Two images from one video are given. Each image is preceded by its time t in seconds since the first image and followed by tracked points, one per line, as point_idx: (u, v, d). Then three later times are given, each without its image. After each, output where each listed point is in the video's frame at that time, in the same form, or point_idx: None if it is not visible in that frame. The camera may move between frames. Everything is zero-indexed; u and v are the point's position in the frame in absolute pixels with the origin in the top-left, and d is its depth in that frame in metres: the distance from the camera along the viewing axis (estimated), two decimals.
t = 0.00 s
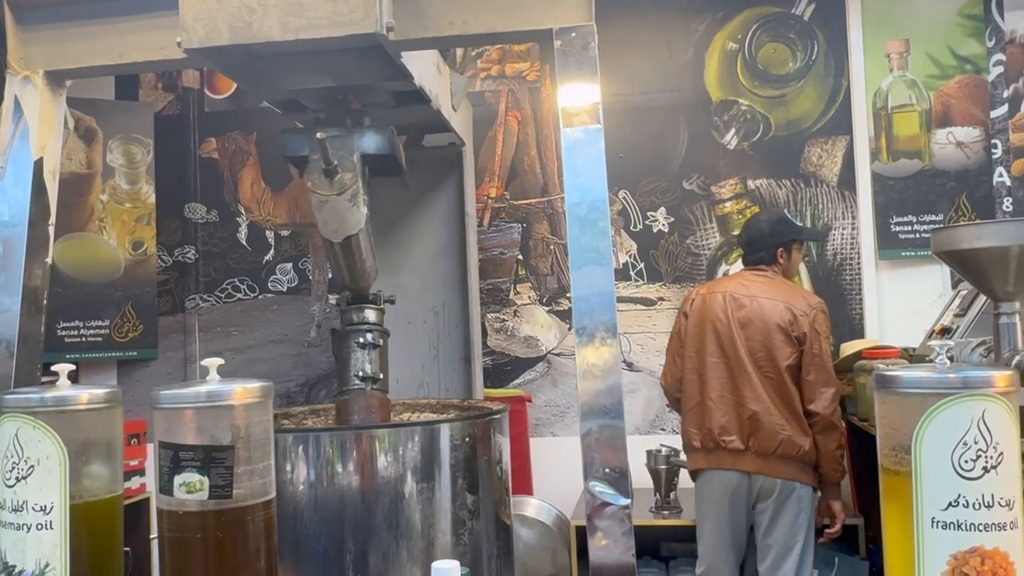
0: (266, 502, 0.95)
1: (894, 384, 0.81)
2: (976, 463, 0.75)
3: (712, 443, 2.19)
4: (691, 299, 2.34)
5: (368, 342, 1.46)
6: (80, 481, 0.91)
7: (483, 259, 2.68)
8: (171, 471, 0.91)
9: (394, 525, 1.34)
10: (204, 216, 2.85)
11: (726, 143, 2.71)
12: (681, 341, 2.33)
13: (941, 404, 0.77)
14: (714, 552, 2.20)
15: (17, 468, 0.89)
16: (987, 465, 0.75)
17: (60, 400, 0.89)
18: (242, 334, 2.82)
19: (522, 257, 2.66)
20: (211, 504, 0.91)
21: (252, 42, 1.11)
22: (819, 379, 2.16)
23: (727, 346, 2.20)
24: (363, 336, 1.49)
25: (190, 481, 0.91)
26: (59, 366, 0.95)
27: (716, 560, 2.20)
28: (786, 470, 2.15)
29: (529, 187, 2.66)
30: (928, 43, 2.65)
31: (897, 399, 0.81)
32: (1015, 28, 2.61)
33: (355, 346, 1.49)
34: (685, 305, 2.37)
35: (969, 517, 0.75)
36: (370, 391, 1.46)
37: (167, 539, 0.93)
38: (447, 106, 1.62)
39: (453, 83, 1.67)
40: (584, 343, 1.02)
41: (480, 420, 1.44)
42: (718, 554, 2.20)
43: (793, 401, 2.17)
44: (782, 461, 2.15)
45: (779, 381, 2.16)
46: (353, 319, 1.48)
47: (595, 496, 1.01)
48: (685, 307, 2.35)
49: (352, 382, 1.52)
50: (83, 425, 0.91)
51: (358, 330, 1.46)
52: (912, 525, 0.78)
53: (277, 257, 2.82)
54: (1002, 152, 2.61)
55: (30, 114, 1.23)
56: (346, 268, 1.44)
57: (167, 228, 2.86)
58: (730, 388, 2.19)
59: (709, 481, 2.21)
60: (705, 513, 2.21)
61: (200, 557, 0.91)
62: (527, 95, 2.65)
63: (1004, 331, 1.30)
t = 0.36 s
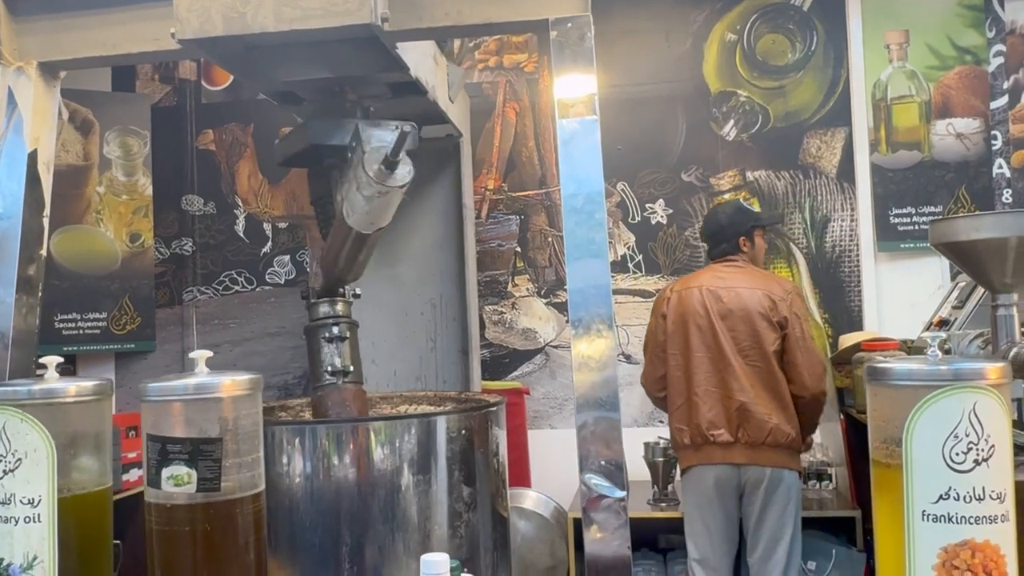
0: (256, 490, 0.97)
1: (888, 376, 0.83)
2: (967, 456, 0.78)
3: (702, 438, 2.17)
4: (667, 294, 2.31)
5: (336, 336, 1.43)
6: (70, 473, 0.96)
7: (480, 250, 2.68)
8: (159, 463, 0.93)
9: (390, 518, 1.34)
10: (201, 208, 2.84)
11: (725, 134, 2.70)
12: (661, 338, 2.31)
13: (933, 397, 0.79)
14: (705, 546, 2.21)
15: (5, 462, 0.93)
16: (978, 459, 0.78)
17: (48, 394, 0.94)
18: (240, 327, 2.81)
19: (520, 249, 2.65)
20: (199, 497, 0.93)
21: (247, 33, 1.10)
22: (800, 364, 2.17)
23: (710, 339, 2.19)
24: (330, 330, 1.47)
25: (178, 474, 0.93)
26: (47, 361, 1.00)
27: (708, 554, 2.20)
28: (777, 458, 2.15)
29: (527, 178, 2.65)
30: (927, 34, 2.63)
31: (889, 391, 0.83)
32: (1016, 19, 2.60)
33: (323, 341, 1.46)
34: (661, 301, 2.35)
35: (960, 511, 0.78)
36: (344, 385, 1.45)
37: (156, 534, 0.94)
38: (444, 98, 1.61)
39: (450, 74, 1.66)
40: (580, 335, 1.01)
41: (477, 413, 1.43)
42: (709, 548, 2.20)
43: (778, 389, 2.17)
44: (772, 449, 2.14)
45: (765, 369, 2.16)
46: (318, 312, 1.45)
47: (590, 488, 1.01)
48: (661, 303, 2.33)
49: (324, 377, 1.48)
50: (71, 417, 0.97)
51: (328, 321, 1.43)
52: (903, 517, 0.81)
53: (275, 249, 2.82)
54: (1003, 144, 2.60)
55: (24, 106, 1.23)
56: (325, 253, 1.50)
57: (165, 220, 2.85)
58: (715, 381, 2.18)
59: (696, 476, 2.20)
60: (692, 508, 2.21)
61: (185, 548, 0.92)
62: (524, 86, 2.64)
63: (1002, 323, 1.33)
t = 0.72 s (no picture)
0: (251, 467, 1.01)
1: (862, 356, 0.84)
2: (938, 431, 0.79)
3: (688, 423, 2.23)
4: (645, 283, 2.35)
5: (306, 325, 1.54)
6: (72, 451, 0.95)
7: (473, 240, 2.73)
8: (156, 444, 0.97)
9: (385, 495, 1.40)
10: (203, 199, 2.88)
11: (708, 128, 2.76)
12: (640, 327, 2.34)
13: (905, 376, 0.80)
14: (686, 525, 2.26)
15: (6, 439, 0.92)
16: (950, 436, 0.79)
17: (49, 374, 0.93)
18: (241, 313, 2.87)
19: (512, 238, 2.71)
20: (195, 472, 0.97)
21: (246, 26, 1.15)
22: (772, 344, 2.30)
23: (692, 326, 2.25)
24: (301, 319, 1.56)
25: (175, 451, 0.96)
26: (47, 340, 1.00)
27: (689, 532, 2.26)
28: (758, 435, 2.23)
29: (518, 170, 2.70)
30: (903, 31, 2.69)
31: (861, 370, 0.84)
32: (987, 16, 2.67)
33: (295, 331, 1.56)
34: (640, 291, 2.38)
35: (933, 487, 0.79)
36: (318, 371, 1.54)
37: (151, 509, 0.98)
38: (438, 92, 1.66)
39: (444, 68, 1.70)
40: (568, 319, 1.07)
41: (469, 395, 1.49)
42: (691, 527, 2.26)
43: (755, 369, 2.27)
44: (754, 427, 2.23)
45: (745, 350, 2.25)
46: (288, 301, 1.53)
47: (578, 466, 1.07)
48: (640, 293, 2.36)
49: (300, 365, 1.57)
50: (71, 397, 0.96)
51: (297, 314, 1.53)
52: (877, 491, 0.82)
53: (275, 238, 2.86)
54: (975, 136, 2.67)
55: (28, 98, 1.28)
56: (313, 239, 1.56)
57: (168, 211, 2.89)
58: (699, 366, 2.24)
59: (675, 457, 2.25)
60: (673, 488, 2.27)
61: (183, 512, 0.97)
62: (516, 81, 2.69)
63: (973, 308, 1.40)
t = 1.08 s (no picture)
0: (328, 390, 0.91)
1: (738, 320, 0.77)
2: (800, 369, 0.71)
3: (664, 367, 2.18)
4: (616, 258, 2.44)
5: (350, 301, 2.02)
6: (207, 389, 0.84)
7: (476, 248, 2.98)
8: (263, 377, 0.87)
9: (422, 417, 1.99)
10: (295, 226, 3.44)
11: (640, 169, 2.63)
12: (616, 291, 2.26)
13: (766, 331, 0.73)
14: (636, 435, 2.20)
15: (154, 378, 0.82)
16: (805, 376, 0.71)
17: (185, 330, 0.82)
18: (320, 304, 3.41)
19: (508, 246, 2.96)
20: (291, 403, 0.86)
21: (325, 100, 1.32)
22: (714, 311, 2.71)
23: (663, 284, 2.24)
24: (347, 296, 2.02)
25: (276, 385, 0.86)
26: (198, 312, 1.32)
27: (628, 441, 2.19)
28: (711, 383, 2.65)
29: (512, 196, 2.91)
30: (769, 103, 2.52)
31: (740, 332, 0.76)
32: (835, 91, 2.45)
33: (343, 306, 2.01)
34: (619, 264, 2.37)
35: (790, 409, 0.71)
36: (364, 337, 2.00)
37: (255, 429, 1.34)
38: (455, 142, 2.32)
39: (461, 128, 2.45)
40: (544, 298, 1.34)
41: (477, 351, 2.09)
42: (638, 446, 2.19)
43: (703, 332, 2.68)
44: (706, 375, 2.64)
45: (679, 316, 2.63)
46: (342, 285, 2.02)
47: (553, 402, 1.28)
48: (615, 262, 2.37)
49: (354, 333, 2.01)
50: (209, 352, 0.84)
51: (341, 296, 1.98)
52: (754, 416, 0.74)
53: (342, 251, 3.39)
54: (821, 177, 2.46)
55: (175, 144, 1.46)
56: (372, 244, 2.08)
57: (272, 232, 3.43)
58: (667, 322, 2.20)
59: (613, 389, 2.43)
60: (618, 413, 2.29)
61: (279, 417, 0.86)
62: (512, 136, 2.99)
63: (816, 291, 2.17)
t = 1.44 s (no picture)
0: (353, 361, 0.80)
1: (689, 303, 0.71)
2: (742, 340, 0.67)
3: (653, 337, 2.61)
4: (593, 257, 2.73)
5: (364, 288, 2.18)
6: (247, 357, 0.81)
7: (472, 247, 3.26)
8: (293, 349, 0.77)
9: (430, 387, 1.95)
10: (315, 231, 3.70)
11: (612, 179, 3.06)
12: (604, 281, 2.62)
13: (713, 311, 0.68)
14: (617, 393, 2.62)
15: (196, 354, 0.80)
16: (746, 350, 0.67)
17: (226, 311, 0.79)
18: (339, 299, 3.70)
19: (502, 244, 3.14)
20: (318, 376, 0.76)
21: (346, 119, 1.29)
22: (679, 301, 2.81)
23: (640, 272, 2.68)
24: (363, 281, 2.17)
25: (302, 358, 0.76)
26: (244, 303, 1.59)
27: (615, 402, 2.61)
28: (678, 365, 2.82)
29: (505, 201, 3.15)
30: (721, 124, 2.98)
31: (689, 314, 0.72)
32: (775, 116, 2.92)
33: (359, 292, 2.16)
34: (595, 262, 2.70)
35: (734, 376, 0.67)
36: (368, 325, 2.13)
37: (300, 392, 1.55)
38: (458, 156, 2.60)
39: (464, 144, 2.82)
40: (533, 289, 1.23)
41: (474, 329, 2.07)
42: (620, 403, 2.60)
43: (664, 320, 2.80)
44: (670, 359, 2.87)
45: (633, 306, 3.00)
46: (360, 276, 2.15)
47: (535, 370, 1.19)
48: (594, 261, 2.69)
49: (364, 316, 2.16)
50: (248, 329, 0.81)
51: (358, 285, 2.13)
52: (702, 387, 0.70)
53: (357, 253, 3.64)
54: (761, 186, 2.94)
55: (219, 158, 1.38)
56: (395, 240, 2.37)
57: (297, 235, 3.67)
58: (648, 300, 2.64)
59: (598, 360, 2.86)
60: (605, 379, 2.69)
61: (307, 386, 0.76)
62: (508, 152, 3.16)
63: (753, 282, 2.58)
